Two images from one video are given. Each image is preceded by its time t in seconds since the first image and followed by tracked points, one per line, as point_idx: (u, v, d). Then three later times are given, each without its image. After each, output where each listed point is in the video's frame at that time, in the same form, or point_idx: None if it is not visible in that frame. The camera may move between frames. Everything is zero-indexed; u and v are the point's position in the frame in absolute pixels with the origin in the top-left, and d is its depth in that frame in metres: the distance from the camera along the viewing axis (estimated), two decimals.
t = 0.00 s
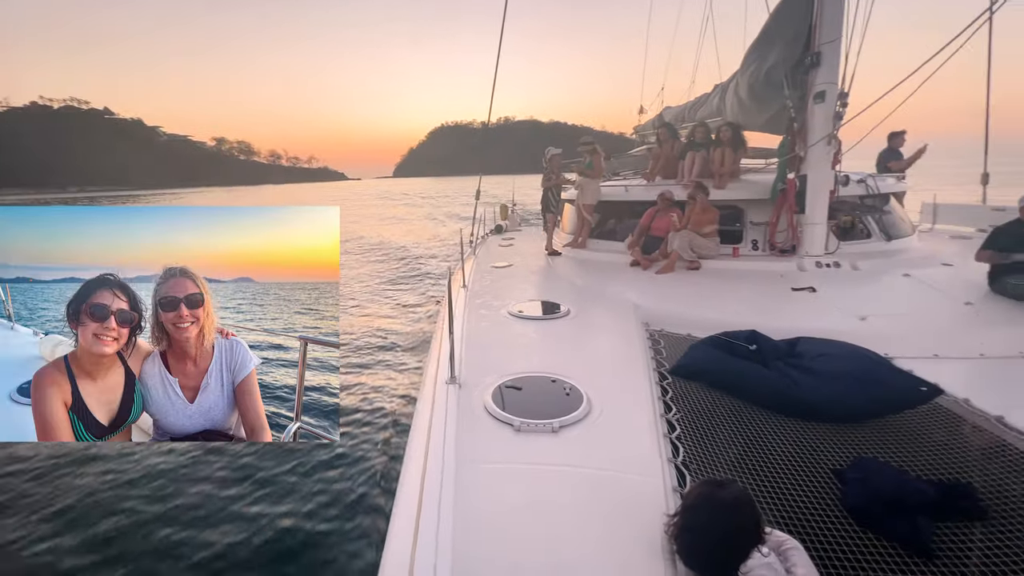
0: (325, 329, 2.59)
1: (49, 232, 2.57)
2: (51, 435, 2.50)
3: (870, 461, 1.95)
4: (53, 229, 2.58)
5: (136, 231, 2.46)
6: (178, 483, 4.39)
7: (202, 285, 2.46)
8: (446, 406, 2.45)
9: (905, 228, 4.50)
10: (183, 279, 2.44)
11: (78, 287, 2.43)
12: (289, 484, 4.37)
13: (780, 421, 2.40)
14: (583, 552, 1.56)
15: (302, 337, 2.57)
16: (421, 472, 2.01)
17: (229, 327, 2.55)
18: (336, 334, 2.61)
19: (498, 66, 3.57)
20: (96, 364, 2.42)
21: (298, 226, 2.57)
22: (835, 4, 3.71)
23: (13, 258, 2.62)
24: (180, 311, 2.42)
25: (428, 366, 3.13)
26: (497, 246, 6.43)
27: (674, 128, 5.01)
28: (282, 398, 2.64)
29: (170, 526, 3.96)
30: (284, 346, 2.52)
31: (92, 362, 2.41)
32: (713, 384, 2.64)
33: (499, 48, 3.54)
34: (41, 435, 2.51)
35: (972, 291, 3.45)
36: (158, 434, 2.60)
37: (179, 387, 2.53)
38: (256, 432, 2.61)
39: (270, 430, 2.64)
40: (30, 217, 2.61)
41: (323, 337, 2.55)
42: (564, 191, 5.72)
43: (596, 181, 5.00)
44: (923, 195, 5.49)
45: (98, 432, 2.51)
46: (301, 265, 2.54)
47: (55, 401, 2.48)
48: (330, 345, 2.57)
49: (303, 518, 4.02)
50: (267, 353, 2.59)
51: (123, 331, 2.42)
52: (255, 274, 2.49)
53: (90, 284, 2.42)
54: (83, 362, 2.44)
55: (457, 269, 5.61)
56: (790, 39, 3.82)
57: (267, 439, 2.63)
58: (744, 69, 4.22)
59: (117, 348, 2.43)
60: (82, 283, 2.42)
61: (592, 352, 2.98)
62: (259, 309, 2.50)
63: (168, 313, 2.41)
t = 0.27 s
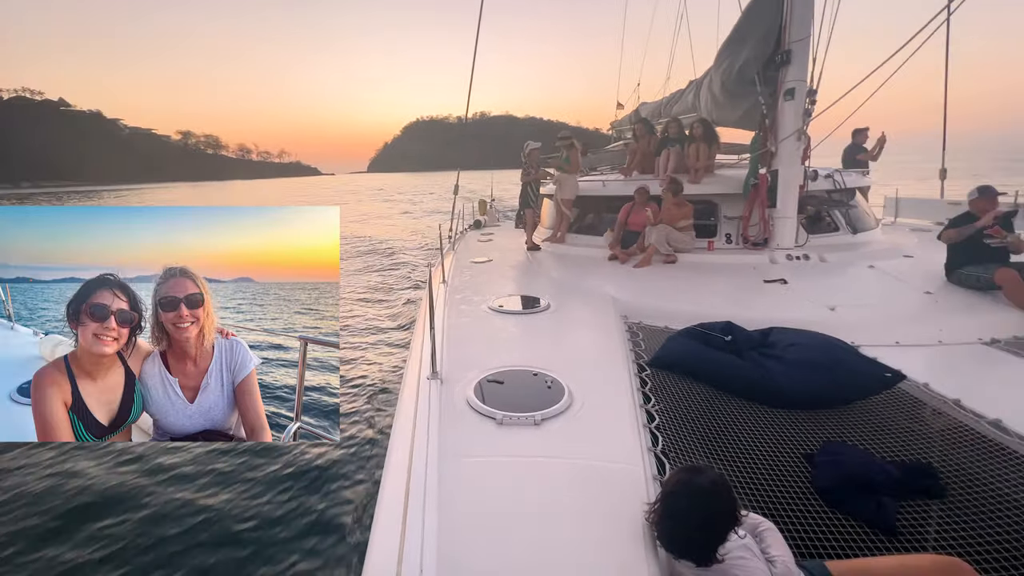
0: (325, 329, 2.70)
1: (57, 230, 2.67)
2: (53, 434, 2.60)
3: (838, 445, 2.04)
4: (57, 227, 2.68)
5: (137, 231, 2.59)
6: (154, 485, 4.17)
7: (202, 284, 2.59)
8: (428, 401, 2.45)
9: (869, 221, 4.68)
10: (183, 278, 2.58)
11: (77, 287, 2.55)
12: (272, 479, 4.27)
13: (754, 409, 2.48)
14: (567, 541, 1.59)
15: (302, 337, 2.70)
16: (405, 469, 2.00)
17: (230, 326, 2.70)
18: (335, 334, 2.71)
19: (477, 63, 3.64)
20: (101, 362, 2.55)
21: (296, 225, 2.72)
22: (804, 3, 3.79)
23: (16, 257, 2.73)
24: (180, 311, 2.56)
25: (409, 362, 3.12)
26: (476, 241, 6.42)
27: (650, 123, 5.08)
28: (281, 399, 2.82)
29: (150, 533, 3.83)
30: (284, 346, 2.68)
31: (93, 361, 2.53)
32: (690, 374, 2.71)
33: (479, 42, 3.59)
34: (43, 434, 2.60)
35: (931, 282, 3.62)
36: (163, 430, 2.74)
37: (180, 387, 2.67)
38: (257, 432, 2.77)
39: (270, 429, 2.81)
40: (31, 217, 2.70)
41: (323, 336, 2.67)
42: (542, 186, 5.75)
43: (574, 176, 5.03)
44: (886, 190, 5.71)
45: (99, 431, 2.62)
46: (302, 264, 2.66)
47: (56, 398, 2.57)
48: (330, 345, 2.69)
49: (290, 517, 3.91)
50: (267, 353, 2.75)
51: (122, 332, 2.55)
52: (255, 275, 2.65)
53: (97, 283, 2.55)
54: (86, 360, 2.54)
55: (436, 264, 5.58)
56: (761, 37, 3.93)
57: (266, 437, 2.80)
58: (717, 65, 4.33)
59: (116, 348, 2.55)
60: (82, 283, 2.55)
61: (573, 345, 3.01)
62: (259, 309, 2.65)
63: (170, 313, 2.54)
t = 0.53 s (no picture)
0: (324, 330, 3.32)
1: (56, 236, 3.24)
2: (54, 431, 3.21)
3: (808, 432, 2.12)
4: (56, 229, 3.27)
5: (131, 234, 3.12)
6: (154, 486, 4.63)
7: (202, 283, 3.17)
8: (408, 398, 2.44)
9: (837, 216, 4.84)
10: (183, 277, 3.15)
11: (76, 283, 3.10)
12: (256, 489, 4.77)
13: (728, 399, 2.55)
14: (548, 534, 1.61)
15: (302, 337, 3.30)
16: (386, 466, 1.99)
17: (229, 326, 3.32)
18: (333, 334, 3.34)
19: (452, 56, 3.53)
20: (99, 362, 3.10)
21: (294, 228, 3.35)
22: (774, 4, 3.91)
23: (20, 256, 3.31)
24: (179, 311, 3.12)
25: (388, 360, 3.09)
26: (456, 238, 6.38)
27: (626, 119, 5.13)
28: (281, 398, 3.51)
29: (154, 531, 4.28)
30: (285, 345, 3.30)
31: (93, 360, 3.08)
32: (667, 366, 2.77)
33: (454, 33, 3.52)
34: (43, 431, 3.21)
35: (894, 274, 3.77)
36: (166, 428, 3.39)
37: (177, 387, 3.28)
38: (255, 430, 3.42)
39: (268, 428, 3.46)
40: (39, 225, 3.27)
41: (324, 336, 3.29)
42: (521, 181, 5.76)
43: (552, 172, 5.07)
44: (853, 186, 5.90)
45: (100, 428, 3.26)
46: (302, 263, 3.29)
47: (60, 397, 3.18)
48: (330, 343, 3.31)
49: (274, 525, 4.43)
50: (267, 353, 3.39)
51: (122, 332, 3.11)
52: (254, 274, 3.26)
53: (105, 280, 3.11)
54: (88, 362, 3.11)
55: (415, 261, 5.53)
56: (732, 35, 4.04)
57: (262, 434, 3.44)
58: (690, 63, 4.41)
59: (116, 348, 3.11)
60: (81, 280, 3.10)
61: (552, 340, 3.03)
62: (260, 309, 3.29)
63: (168, 313, 3.11)
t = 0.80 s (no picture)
0: (324, 330, 3.25)
1: (55, 235, 3.17)
2: (54, 433, 3.07)
3: (781, 421, 2.18)
4: (54, 226, 3.19)
5: (135, 232, 3.04)
6: (135, 486, 4.61)
7: (201, 283, 3.02)
8: (388, 395, 2.42)
9: (807, 211, 4.98)
10: (183, 278, 3.00)
11: (76, 284, 2.95)
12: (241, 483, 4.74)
13: (704, 390, 2.61)
14: (529, 526, 1.63)
15: (301, 337, 3.27)
16: (367, 463, 1.98)
17: (229, 326, 3.22)
18: (333, 334, 3.27)
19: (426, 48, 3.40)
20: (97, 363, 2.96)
21: (296, 227, 3.16)
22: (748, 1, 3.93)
23: (18, 255, 3.22)
24: (181, 310, 2.99)
25: (367, 358, 3.06)
26: (435, 233, 6.34)
27: (603, 115, 5.11)
28: (281, 398, 3.40)
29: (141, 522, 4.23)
30: (285, 345, 3.27)
31: (91, 360, 2.94)
32: (646, 359, 2.81)
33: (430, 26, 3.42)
34: (42, 434, 3.07)
35: (861, 266, 3.91)
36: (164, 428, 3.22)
37: (178, 387, 3.15)
38: (256, 430, 3.29)
39: (268, 429, 3.35)
40: (40, 222, 3.19)
41: (324, 337, 3.23)
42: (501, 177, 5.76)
43: (532, 167, 5.07)
44: (822, 181, 6.07)
45: (98, 430, 3.12)
46: (303, 263, 3.09)
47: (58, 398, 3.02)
48: (330, 344, 3.26)
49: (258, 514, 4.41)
50: (267, 353, 3.32)
51: (122, 332, 2.99)
52: (254, 274, 3.13)
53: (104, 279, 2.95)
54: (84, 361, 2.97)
55: (393, 258, 5.47)
56: (707, 33, 4.10)
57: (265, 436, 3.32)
58: (667, 60, 4.48)
59: (116, 347, 2.98)
60: (79, 280, 2.96)
61: (533, 334, 3.05)
62: (259, 309, 3.20)
63: (168, 313, 2.99)
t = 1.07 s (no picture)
0: (326, 329, 2.29)
1: (55, 234, 2.21)
2: (59, 435, 2.27)
3: (756, 410, 2.25)
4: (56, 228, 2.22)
5: (136, 232, 2.16)
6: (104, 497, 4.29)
7: (201, 285, 2.21)
8: (369, 393, 2.40)
9: (780, 206, 5.11)
10: (182, 278, 2.20)
11: (77, 286, 2.16)
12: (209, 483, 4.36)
13: (683, 382, 2.67)
14: (512, 519, 1.64)
15: (302, 337, 2.29)
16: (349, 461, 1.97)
17: (229, 327, 2.33)
18: (338, 334, 2.32)
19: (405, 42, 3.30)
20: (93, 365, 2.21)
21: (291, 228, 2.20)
22: None
23: (17, 255, 2.25)
24: (181, 310, 2.20)
25: (347, 355, 3.03)
26: (415, 229, 6.28)
27: (584, 111, 5.19)
28: (281, 398, 2.42)
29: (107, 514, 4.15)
30: (284, 345, 2.32)
31: (89, 364, 2.19)
32: (625, 352, 2.86)
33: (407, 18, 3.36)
34: (44, 435, 2.26)
35: (830, 259, 4.04)
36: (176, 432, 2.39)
37: (181, 387, 2.35)
38: (256, 432, 2.41)
39: (270, 430, 2.42)
40: (43, 222, 2.23)
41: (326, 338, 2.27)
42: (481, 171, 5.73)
43: (512, 162, 5.06)
44: (794, 176, 6.23)
45: (97, 432, 2.30)
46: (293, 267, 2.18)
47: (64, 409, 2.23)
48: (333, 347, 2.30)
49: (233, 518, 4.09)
50: (267, 353, 2.38)
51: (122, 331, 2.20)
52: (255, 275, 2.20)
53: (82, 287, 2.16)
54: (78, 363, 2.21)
55: (373, 253, 5.40)
56: (683, 30, 4.15)
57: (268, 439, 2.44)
58: (644, 56, 4.52)
59: (116, 351, 2.21)
60: (82, 282, 2.16)
61: (514, 329, 3.07)
62: (259, 309, 2.27)
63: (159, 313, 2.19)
